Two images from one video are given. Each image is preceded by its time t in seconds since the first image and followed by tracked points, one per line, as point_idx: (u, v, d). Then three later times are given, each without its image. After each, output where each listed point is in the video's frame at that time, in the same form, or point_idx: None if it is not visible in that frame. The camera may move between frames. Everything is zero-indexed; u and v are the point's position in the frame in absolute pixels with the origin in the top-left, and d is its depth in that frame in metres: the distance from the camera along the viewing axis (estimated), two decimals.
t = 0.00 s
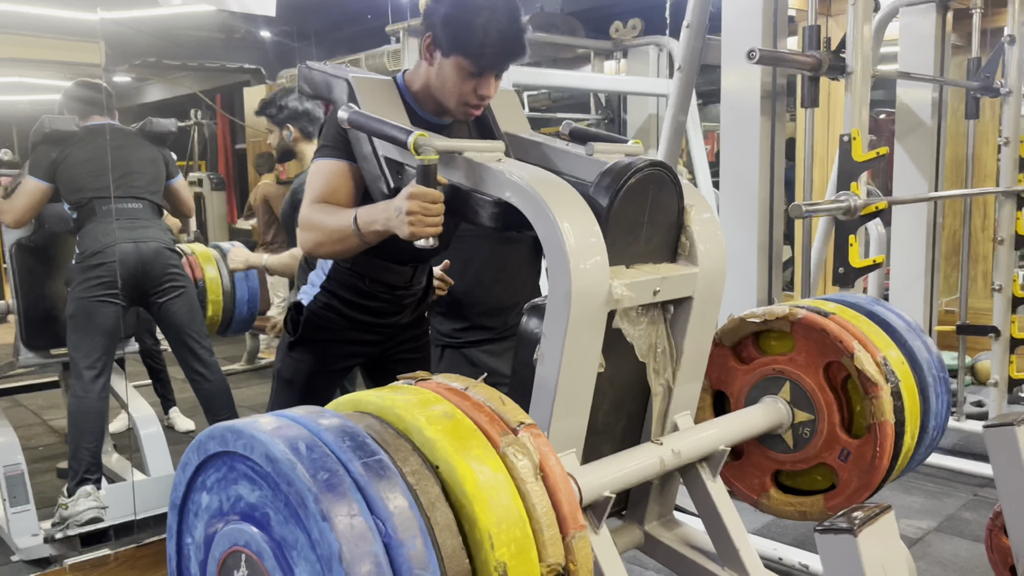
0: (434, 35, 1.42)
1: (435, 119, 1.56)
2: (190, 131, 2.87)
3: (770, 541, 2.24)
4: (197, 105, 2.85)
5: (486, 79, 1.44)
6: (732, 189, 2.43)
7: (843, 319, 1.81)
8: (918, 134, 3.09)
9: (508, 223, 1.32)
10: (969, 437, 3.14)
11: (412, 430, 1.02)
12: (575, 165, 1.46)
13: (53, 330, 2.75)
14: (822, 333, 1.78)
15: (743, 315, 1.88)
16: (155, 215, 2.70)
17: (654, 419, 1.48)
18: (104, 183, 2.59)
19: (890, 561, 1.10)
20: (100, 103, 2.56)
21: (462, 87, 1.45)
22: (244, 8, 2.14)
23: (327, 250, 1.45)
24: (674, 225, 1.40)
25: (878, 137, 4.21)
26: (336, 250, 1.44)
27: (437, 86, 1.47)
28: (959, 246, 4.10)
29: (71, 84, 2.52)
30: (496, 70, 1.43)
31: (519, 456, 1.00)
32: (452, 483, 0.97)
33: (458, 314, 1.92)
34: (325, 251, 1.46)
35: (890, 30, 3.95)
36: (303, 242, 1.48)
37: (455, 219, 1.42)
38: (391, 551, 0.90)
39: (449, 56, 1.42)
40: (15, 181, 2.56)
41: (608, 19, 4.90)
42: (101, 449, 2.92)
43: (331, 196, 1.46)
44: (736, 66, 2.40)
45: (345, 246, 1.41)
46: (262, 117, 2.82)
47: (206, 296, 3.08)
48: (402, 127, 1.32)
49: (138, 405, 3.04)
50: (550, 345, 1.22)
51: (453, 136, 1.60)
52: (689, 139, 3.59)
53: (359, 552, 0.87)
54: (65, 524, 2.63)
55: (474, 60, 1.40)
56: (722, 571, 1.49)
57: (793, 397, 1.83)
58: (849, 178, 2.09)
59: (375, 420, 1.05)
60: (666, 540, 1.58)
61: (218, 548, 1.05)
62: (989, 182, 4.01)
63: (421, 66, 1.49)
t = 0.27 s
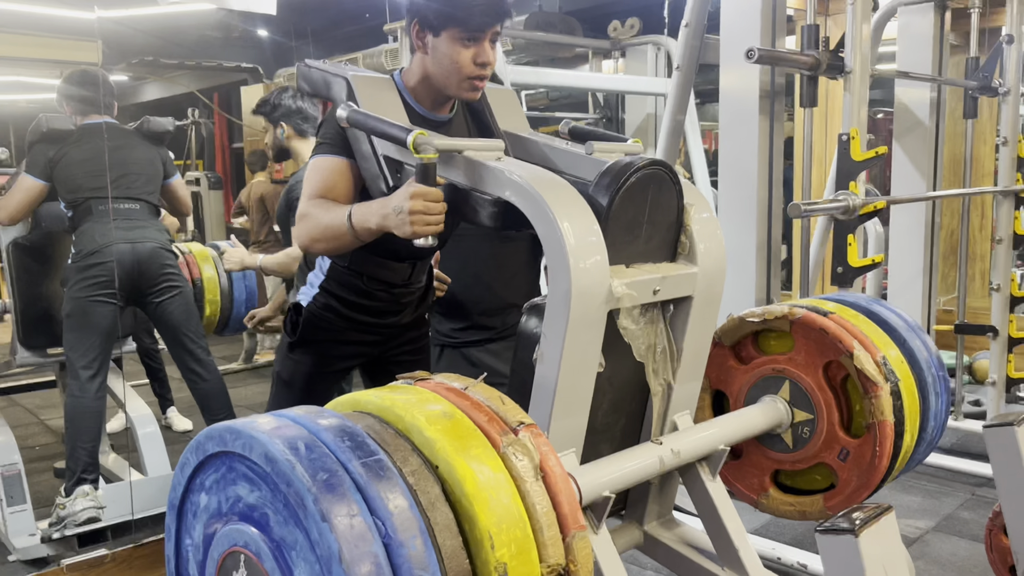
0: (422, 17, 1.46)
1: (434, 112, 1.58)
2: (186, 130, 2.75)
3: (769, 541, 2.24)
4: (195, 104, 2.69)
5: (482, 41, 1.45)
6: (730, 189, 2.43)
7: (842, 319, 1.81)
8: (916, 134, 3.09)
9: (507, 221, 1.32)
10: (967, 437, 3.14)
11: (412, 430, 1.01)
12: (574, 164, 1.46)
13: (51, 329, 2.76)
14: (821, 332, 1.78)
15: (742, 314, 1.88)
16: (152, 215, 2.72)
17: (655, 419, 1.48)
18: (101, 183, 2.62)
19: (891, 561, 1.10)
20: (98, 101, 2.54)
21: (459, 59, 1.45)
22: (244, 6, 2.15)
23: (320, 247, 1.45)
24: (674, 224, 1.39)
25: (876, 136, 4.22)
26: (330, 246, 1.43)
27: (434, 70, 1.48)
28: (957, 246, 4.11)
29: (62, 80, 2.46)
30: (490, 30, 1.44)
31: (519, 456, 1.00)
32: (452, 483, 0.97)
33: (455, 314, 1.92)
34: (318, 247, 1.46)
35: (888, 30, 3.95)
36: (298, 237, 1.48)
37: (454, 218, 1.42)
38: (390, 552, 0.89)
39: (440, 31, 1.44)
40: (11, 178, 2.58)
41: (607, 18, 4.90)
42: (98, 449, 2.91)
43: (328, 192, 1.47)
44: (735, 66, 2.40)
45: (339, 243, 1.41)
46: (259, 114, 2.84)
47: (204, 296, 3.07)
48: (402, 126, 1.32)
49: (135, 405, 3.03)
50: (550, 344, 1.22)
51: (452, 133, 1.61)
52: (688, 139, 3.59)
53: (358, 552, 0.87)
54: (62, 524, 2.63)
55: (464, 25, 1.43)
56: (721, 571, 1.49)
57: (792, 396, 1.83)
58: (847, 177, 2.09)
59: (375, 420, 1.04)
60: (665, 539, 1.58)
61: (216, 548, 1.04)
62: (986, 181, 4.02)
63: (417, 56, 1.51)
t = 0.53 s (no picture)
0: (418, 19, 1.45)
1: (433, 114, 1.58)
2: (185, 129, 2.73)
3: (768, 540, 2.24)
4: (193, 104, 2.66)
5: (479, 36, 1.45)
6: (729, 188, 2.43)
7: (841, 319, 1.81)
8: (915, 133, 3.09)
9: (505, 222, 1.33)
10: (966, 436, 3.15)
11: (409, 431, 1.01)
12: (571, 164, 1.46)
13: (46, 329, 2.73)
14: (820, 332, 1.78)
15: (741, 314, 1.87)
16: (151, 214, 2.73)
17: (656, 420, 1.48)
18: (100, 182, 2.63)
19: (890, 561, 1.10)
20: (96, 106, 2.53)
21: (456, 57, 1.45)
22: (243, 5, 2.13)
23: (325, 250, 1.44)
24: (672, 224, 1.39)
25: (875, 135, 4.21)
26: (332, 249, 1.43)
27: (432, 70, 1.48)
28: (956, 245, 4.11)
29: (60, 80, 2.45)
30: (485, 26, 1.44)
31: (516, 457, 0.99)
32: (449, 484, 0.97)
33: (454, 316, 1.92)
34: (321, 251, 1.45)
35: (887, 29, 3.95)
36: (302, 241, 1.48)
37: (452, 219, 1.42)
38: (387, 554, 0.89)
39: (436, 31, 1.44)
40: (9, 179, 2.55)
41: (606, 17, 4.90)
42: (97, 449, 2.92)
43: (328, 194, 1.46)
44: (733, 65, 2.40)
45: (342, 246, 1.41)
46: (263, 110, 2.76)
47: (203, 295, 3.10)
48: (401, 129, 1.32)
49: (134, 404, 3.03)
50: (548, 345, 1.22)
51: (450, 135, 1.62)
52: (686, 138, 3.59)
53: (355, 555, 0.86)
54: (61, 524, 2.64)
55: (460, 23, 1.42)
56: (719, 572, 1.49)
57: (791, 396, 1.83)
58: (846, 177, 2.09)
59: (372, 422, 1.04)
60: (663, 540, 1.57)
61: (213, 550, 1.04)
62: (985, 180, 4.01)
63: (413, 59, 1.50)
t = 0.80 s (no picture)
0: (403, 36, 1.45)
1: (423, 132, 1.56)
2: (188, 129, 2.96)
3: (766, 539, 2.24)
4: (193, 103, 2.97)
5: (464, 44, 1.44)
6: (728, 187, 2.42)
7: (833, 323, 1.81)
8: (915, 132, 3.09)
9: (494, 232, 1.33)
10: (965, 435, 3.14)
11: (399, 438, 1.01)
12: (560, 174, 1.46)
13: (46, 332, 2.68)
14: (812, 336, 1.78)
15: (734, 320, 1.87)
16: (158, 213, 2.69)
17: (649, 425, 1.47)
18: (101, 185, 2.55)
19: (887, 560, 1.10)
20: (98, 114, 2.53)
21: (443, 70, 1.44)
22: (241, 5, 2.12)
23: (318, 263, 1.45)
24: (660, 232, 1.39)
25: (875, 134, 4.21)
26: (327, 261, 1.43)
27: (420, 85, 1.46)
28: (956, 243, 4.11)
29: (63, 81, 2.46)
30: (470, 35, 1.43)
31: (505, 462, 1.00)
32: (439, 489, 0.97)
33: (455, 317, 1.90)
34: (316, 264, 1.46)
35: (887, 27, 3.95)
36: (293, 255, 1.48)
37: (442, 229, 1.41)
38: (377, 558, 0.89)
39: (422, 46, 1.44)
40: (11, 185, 2.52)
41: (606, 16, 4.90)
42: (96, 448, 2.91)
43: (321, 206, 1.45)
44: (733, 63, 2.39)
45: (336, 258, 1.41)
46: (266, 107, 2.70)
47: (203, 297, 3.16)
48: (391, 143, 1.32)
49: (134, 404, 3.03)
50: (539, 352, 1.21)
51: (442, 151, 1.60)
52: (686, 137, 3.59)
53: (344, 560, 0.86)
54: (59, 524, 2.63)
55: (444, 35, 1.41)
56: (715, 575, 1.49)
57: (785, 401, 1.81)
58: (845, 175, 2.09)
59: (362, 428, 1.04)
60: (660, 546, 1.57)
61: (206, 558, 1.04)
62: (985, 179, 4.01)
63: (401, 77, 1.49)
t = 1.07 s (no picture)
0: (383, 79, 1.51)
1: (407, 171, 1.58)
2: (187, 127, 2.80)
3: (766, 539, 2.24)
4: (195, 103, 2.74)
5: (442, 84, 1.50)
6: (728, 186, 2.42)
7: (817, 334, 1.81)
8: (916, 130, 3.08)
9: (475, 258, 1.32)
10: (967, 434, 3.14)
11: (381, 456, 1.02)
12: (536, 200, 1.46)
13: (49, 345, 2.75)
14: (797, 347, 1.78)
15: (720, 335, 1.87)
16: (169, 223, 2.70)
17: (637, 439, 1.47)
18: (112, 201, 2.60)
19: (887, 557, 1.10)
20: (99, 131, 2.57)
21: (424, 108, 1.49)
22: (240, 5, 2.12)
23: (306, 297, 1.48)
24: (638, 250, 1.39)
25: (877, 133, 4.21)
26: (316, 293, 1.46)
27: (402, 122, 1.51)
28: (958, 242, 4.11)
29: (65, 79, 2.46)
30: (448, 73, 1.50)
31: (486, 475, 1.00)
32: (420, 503, 0.97)
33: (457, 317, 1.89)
34: (305, 297, 1.49)
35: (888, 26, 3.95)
36: (283, 290, 1.50)
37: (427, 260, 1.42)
38: (359, 571, 0.89)
39: (402, 88, 1.50)
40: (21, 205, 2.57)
41: (606, 15, 4.90)
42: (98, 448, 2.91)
43: (308, 243, 1.47)
44: (733, 61, 2.39)
45: (322, 290, 1.44)
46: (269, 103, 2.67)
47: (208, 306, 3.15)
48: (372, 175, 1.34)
49: (135, 403, 3.04)
50: (522, 373, 1.21)
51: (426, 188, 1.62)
52: (687, 136, 3.58)
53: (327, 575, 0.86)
54: (61, 523, 2.64)
55: (423, 76, 1.48)
56: None
57: (775, 414, 1.81)
58: (847, 173, 2.09)
59: (345, 448, 1.04)
60: (657, 562, 1.56)
61: None
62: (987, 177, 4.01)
63: (383, 119, 1.54)
